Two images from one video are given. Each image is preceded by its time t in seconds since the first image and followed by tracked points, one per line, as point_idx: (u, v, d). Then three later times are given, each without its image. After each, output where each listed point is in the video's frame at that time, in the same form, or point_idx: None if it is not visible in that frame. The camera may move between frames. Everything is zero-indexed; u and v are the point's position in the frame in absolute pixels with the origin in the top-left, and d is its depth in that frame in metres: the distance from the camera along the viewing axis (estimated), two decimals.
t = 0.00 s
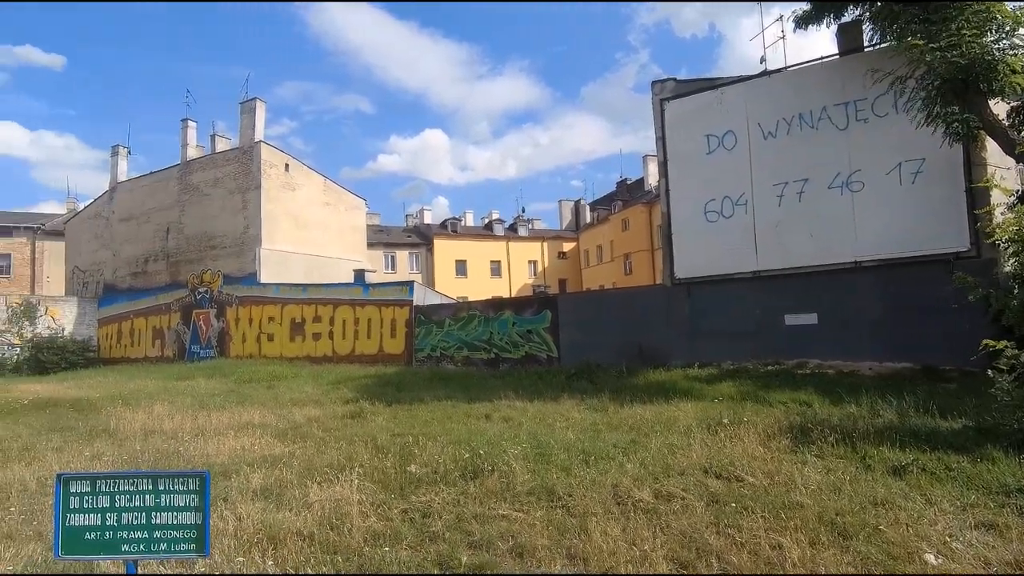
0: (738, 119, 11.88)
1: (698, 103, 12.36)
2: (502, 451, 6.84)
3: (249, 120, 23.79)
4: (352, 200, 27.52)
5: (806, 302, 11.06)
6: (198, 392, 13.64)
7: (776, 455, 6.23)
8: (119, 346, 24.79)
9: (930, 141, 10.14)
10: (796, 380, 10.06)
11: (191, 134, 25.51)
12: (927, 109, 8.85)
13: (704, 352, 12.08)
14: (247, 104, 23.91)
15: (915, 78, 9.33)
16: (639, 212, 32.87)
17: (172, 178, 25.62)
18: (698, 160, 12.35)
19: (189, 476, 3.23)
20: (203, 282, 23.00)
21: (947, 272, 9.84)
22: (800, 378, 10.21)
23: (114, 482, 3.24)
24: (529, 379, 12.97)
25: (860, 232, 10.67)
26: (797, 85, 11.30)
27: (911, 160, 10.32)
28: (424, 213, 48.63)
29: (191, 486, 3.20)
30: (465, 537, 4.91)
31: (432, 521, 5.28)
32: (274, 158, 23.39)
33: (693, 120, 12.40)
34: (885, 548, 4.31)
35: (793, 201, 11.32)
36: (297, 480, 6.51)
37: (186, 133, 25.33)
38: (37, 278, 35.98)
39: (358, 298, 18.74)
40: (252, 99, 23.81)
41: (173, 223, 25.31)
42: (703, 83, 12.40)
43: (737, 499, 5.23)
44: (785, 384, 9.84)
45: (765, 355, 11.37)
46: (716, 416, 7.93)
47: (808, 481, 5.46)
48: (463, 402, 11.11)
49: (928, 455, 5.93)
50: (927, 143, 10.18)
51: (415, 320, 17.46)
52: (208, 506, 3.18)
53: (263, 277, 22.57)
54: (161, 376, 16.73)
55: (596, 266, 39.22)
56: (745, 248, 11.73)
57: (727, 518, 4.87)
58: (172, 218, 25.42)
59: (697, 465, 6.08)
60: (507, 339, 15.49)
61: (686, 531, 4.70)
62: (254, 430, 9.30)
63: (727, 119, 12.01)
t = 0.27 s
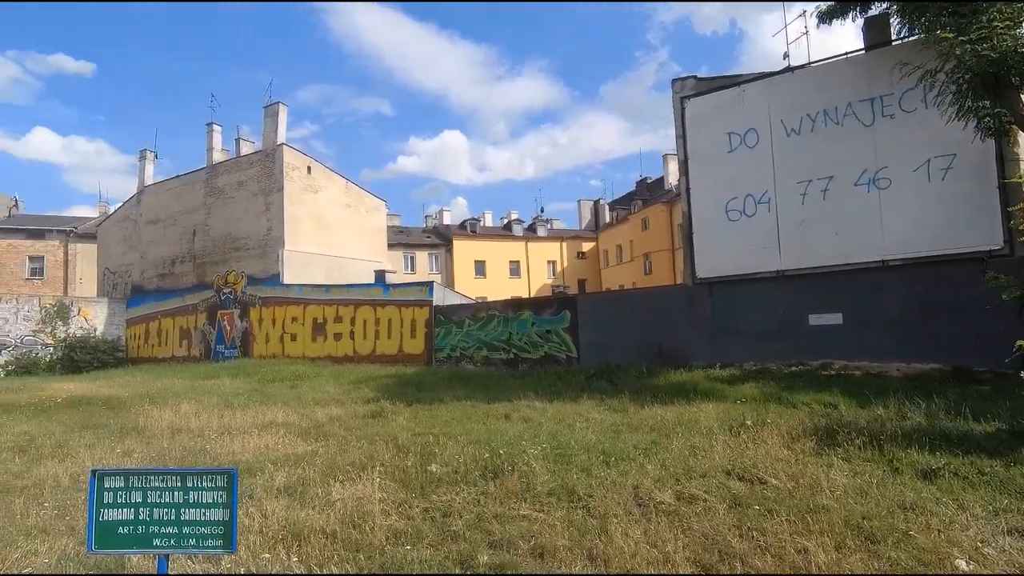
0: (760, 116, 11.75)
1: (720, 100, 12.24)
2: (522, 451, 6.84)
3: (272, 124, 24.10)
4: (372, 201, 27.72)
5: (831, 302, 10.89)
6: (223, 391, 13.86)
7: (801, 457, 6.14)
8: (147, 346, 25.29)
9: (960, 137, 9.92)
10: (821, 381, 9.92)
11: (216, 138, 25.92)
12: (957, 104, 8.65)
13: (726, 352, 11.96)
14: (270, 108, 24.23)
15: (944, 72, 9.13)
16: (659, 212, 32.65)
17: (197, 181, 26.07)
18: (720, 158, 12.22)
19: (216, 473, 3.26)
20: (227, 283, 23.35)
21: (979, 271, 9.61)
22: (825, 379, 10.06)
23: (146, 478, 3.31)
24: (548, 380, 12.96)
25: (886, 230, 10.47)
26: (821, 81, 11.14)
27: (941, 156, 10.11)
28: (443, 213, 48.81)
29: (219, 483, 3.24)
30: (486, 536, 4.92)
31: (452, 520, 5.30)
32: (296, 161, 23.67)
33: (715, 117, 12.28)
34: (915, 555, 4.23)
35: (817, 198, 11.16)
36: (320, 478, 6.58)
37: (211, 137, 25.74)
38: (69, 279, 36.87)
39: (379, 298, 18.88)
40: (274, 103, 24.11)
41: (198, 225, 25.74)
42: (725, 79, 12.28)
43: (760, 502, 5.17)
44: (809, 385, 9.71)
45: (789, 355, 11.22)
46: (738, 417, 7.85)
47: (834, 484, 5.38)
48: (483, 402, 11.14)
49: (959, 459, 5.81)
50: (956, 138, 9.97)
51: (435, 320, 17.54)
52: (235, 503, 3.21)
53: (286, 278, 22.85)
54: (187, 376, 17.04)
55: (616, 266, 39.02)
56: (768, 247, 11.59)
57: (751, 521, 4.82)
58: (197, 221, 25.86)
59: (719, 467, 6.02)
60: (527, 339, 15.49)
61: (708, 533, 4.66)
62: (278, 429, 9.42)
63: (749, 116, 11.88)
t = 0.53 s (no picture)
0: (782, 113, 11.61)
1: (741, 97, 12.12)
2: (541, 451, 6.84)
3: (293, 127, 24.38)
4: (391, 202, 27.90)
5: (856, 302, 10.73)
6: (246, 390, 14.05)
7: (825, 459, 6.06)
8: (172, 346, 25.73)
9: (989, 132, 9.71)
10: (844, 382, 9.77)
11: (239, 142, 26.29)
12: (986, 98, 8.47)
13: (747, 353, 11.84)
14: (291, 111, 24.50)
15: (973, 65, 8.94)
16: (678, 210, 32.40)
17: (220, 184, 26.47)
18: (740, 156, 12.10)
19: (240, 471, 3.30)
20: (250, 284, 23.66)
21: (1009, 270, 9.41)
22: (849, 380, 9.91)
23: (173, 475, 3.37)
24: (567, 380, 12.94)
25: (912, 228, 10.29)
26: (846, 76, 10.98)
27: (970, 151, 9.90)
28: (461, 214, 48.94)
29: (244, 481, 3.28)
30: (505, 536, 4.93)
31: (471, 519, 5.32)
32: (316, 163, 23.91)
33: (736, 114, 12.17)
34: (943, 559, 4.15)
35: (841, 196, 11.00)
36: (342, 477, 6.65)
37: (234, 141, 26.12)
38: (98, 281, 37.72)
39: (397, 298, 19.00)
40: (295, 106, 24.39)
41: (221, 227, 26.13)
42: (746, 76, 12.16)
43: (783, 504, 5.11)
44: (833, 386, 9.57)
45: (812, 356, 11.08)
46: (761, 418, 7.76)
47: (859, 487, 5.30)
48: (501, 402, 11.15)
49: (990, 462, 5.68)
50: (986, 134, 9.76)
51: (453, 320, 17.60)
52: (259, 500, 3.25)
53: (308, 279, 23.09)
54: (211, 375, 17.30)
55: (635, 265, 38.80)
56: (790, 246, 11.45)
57: (773, 523, 4.77)
58: (220, 223, 26.25)
59: (741, 469, 5.97)
60: (545, 339, 15.49)
61: (729, 535, 4.62)
62: (300, 428, 9.52)
63: (771, 113, 11.74)
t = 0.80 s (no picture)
0: (802, 109, 11.48)
1: (760, 94, 12.01)
2: (559, 451, 6.84)
3: (311, 130, 24.61)
4: (408, 203, 28.04)
5: (879, 301, 10.57)
6: (266, 390, 14.22)
7: (848, 461, 5.98)
8: (195, 346, 26.12)
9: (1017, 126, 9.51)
10: (868, 382, 9.62)
11: (259, 145, 26.62)
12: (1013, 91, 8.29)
13: (767, 353, 11.72)
14: (309, 114, 24.74)
15: (1000, 58, 8.75)
16: (696, 208, 32.15)
17: (241, 187, 26.83)
18: (759, 153, 12.00)
19: (262, 469, 3.33)
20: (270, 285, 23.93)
21: None
22: (873, 380, 9.75)
23: (197, 473, 3.42)
24: (584, 380, 12.91)
25: (938, 225, 10.11)
26: (868, 70, 10.82)
27: (997, 146, 9.70)
28: (478, 214, 49.04)
29: (265, 479, 3.31)
30: (522, 536, 4.94)
31: (489, 519, 5.33)
32: (334, 165, 24.11)
33: (754, 111, 12.06)
34: (971, 564, 4.08)
35: (863, 193, 10.85)
36: (361, 476, 6.70)
37: (254, 144, 26.45)
38: (124, 283, 38.52)
39: (415, 299, 19.10)
40: (313, 109, 24.62)
41: (242, 229, 26.47)
42: (765, 72, 12.05)
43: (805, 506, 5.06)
44: (855, 386, 9.43)
45: (834, 356, 10.93)
46: (781, 419, 7.68)
47: (884, 489, 5.22)
48: (519, 402, 11.16)
49: (1020, 465, 5.57)
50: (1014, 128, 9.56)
51: (470, 320, 17.65)
52: (281, 498, 3.28)
53: (326, 280, 23.28)
54: (233, 376, 17.54)
55: (652, 265, 38.56)
56: (811, 244, 11.32)
57: (795, 526, 4.73)
58: (241, 225, 26.60)
59: (761, 470, 5.91)
60: (562, 339, 15.47)
61: (750, 537, 4.58)
62: (319, 427, 9.62)
63: (790, 109, 11.62)
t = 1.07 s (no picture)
0: (822, 104, 11.34)
1: (779, 89, 11.88)
2: (576, 451, 6.84)
3: (329, 132, 24.82)
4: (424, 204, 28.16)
5: (902, 299, 10.42)
6: (286, 390, 14.37)
7: (870, 462, 5.91)
8: (216, 347, 26.48)
9: None
10: (890, 382, 9.50)
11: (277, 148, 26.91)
12: None
13: (787, 352, 11.62)
14: (326, 116, 24.95)
15: None
16: (713, 207, 31.90)
17: (260, 189, 27.15)
18: (778, 150, 11.88)
19: (284, 468, 3.37)
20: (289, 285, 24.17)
21: None
22: (895, 379, 9.62)
23: (219, 471, 3.48)
24: (600, 380, 12.88)
25: (963, 221, 9.92)
26: (890, 64, 10.65)
27: None
28: (493, 214, 49.10)
29: (287, 477, 3.35)
30: (540, 536, 4.95)
31: (507, 519, 5.35)
32: (351, 167, 24.28)
33: (773, 107, 11.94)
34: (999, 567, 4.02)
35: (885, 189, 10.70)
36: (379, 475, 6.76)
37: (272, 147, 26.74)
38: (147, 284, 39.12)
39: (431, 299, 19.18)
40: (330, 111, 24.82)
41: (261, 230, 26.78)
42: (783, 67, 11.92)
43: (827, 508, 5.01)
44: (878, 386, 9.31)
45: (856, 355, 10.81)
46: (802, 419, 7.60)
47: (908, 491, 5.16)
48: (535, 401, 11.17)
49: None
50: None
51: (486, 320, 17.69)
52: (303, 497, 3.32)
53: (344, 281, 23.43)
54: (253, 375, 17.75)
55: (669, 264, 38.31)
56: (832, 241, 11.18)
57: (817, 527, 4.69)
58: (260, 227, 26.91)
59: (782, 470, 5.86)
60: (578, 339, 15.45)
61: (770, 538, 4.55)
62: (338, 427, 9.71)
63: (810, 105, 11.49)
